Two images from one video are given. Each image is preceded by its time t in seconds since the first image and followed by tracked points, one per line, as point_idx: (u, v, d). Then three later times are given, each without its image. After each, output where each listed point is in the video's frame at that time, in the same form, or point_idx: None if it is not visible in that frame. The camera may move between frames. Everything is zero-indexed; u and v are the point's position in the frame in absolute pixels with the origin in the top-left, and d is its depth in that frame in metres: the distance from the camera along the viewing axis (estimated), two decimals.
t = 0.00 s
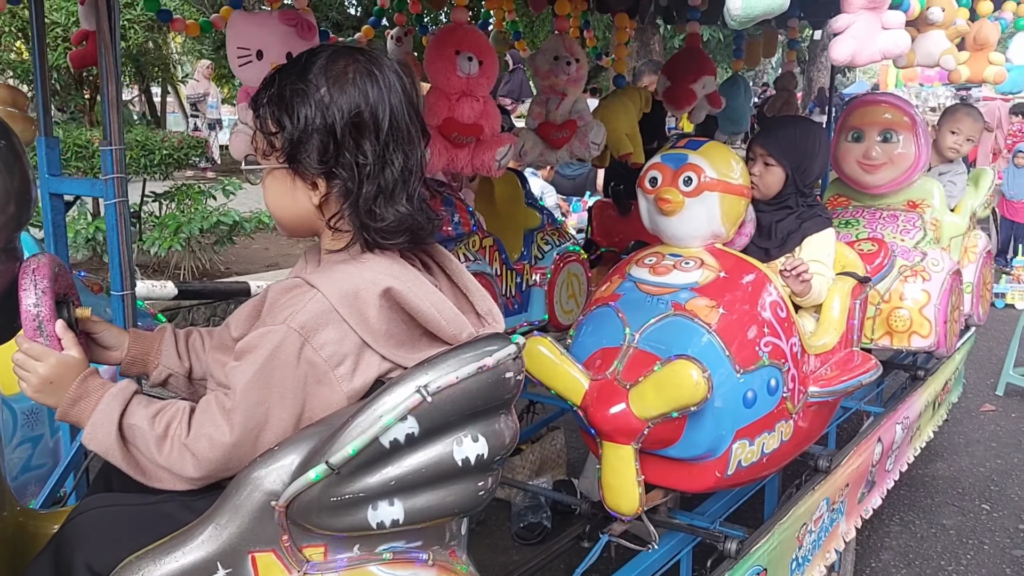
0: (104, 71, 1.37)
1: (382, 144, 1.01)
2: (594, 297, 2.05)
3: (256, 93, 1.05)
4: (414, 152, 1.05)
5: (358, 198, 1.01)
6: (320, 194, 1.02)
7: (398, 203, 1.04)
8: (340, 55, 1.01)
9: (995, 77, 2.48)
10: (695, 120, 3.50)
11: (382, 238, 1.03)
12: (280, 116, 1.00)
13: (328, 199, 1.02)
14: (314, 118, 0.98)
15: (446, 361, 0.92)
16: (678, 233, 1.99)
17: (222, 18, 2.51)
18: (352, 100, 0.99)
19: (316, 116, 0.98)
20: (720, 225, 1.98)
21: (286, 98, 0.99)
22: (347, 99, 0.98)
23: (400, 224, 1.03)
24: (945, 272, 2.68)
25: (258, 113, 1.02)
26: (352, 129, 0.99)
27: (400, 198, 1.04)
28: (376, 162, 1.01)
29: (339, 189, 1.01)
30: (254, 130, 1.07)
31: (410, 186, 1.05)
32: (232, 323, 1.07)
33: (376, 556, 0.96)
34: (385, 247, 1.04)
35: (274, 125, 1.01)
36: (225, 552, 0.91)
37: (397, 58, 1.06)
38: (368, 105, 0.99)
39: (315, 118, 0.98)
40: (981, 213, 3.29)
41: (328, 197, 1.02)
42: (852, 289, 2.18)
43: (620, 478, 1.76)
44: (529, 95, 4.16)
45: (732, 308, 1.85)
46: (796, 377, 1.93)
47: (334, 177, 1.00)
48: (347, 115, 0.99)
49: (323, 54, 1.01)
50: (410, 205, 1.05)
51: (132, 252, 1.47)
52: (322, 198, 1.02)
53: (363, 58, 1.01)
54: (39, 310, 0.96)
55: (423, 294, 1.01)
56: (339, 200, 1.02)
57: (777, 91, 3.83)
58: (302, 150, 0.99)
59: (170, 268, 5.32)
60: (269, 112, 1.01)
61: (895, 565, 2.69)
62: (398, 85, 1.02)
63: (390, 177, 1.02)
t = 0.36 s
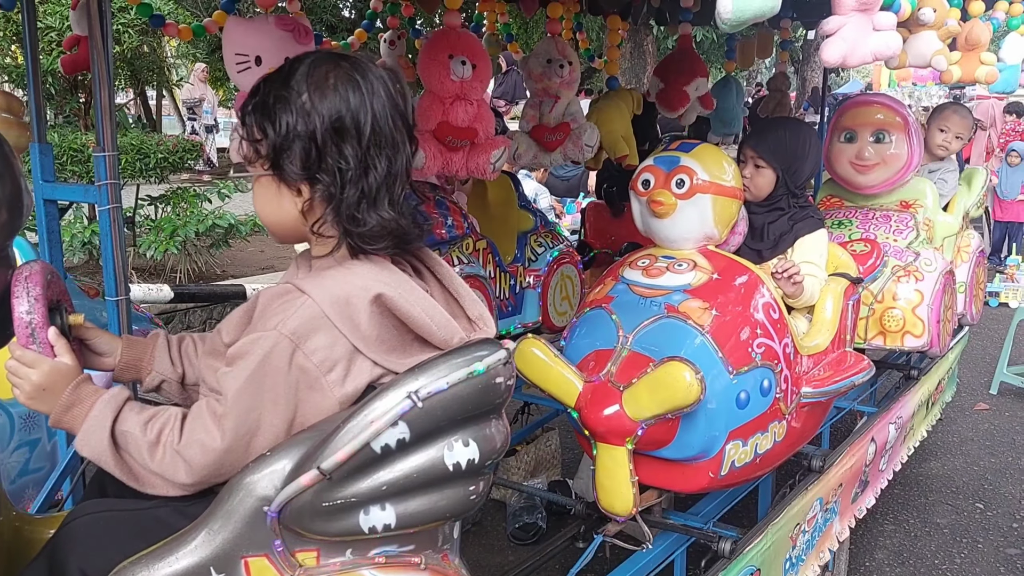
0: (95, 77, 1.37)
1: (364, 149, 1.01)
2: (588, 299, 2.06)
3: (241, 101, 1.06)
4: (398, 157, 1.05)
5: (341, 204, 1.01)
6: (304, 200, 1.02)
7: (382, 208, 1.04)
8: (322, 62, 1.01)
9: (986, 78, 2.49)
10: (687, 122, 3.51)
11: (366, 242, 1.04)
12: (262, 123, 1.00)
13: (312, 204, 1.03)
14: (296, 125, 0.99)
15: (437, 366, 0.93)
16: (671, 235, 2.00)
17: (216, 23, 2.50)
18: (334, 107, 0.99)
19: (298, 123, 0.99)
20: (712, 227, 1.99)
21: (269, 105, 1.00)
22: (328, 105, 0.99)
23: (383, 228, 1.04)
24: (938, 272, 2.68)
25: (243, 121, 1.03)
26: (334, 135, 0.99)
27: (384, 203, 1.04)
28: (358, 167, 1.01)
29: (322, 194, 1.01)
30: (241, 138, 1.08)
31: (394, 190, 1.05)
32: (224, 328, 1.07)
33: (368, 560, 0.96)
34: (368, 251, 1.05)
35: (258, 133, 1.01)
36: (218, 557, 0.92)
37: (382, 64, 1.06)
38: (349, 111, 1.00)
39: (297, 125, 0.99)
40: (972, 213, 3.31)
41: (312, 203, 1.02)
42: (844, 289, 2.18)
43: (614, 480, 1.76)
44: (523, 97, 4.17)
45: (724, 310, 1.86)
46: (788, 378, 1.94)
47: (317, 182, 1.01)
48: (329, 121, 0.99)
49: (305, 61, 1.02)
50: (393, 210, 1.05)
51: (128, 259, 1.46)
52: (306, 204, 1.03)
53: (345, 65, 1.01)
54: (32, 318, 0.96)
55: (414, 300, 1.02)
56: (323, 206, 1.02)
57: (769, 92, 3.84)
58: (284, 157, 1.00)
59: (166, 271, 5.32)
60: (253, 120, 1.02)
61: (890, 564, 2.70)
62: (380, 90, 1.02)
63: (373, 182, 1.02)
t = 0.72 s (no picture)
0: (94, 85, 1.37)
1: (359, 158, 1.01)
2: (586, 304, 2.06)
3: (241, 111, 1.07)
4: (395, 167, 1.04)
5: (336, 212, 1.01)
6: (300, 210, 1.03)
7: (377, 217, 1.03)
8: (321, 73, 1.02)
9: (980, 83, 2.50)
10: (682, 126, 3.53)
11: (360, 252, 1.03)
12: (260, 133, 1.01)
13: (308, 213, 1.03)
14: (292, 135, 0.99)
15: (437, 376, 0.93)
16: (668, 240, 2.00)
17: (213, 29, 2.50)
18: (330, 117, 0.99)
19: (295, 132, 0.99)
20: (709, 232, 1.99)
21: (267, 115, 1.01)
22: (323, 115, 0.99)
23: (378, 237, 1.03)
24: (934, 275, 2.70)
25: (242, 130, 1.04)
26: (329, 144, 0.99)
27: (379, 212, 1.03)
28: (353, 177, 1.00)
29: (317, 203, 1.01)
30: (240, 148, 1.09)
31: (390, 199, 1.05)
32: (223, 338, 1.07)
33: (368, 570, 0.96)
34: (364, 261, 1.04)
35: (255, 143, 1.02)
36: (218, 568, 0.92)
37: (381, 75, 1.06)
38: (346, 121, 1.00)
39: (294, 135, 0.99)
40: (967, 216, 3.32)
41: (308, 212, 1.02)
42: (840, 294, 2.20)
43: (612, 485, 1.76)
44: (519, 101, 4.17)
45: (721, 315, 1.86)
46: (786, 383, 1.94)
47: (312, 191, 1.00)
48: (325, 131, 0.99)
49: (304, 72, 1.02)
50: (389, 219, 1.04)
51: (126, 267, 1.46)
52: (302, 212, 1.02)
53: (343, 76, 1.01)
54: (32, 329, 0.96)
55: (413, 309, 1.02)
56: (318, 215, 1.02)
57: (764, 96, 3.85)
58: (280, 166, 1.00)
59: (162, 276, 5.31)
60: (251, 129, 1.02)
61: (888, 567, 2.70)
62: (378, 101, 1.02)
63: (368, 191, 1.02)
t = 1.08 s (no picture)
0: (91, 93, 1.36)
1: (356, 169, 1.01)
2: (583, 310, 2.06)
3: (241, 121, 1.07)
4: (392, 178, 1.04)
5: (332, 222, 1.01)
6: (297, 219, 1.03)
7: (374, 227, 1.03)
8: (319, 83, 1.02)
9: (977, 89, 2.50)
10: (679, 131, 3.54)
11: (357, 262, 1.03)
12: (258, 143, 1.01)
13: (305, 223, 1.03)
14: (290, 145, 0.99)
15: (436, 387, 0.93)
16: (665, 246, 2.01)
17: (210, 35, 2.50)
18: (328, 127, 0.99)
19: (293, 142, 0.99)
20: (707, 239, 2.00)
21: (265, 125, 1.01)
22: (321, 125, 0.99)
23: (374, 248, 1.03)
24: (930, 280, 2.70)
25: (241, 139, 1.04)
26: (327, 155, 1.00)
27: (376, 223, 1.03)
28: (350, 187, 1.01)
29: (314, 213, 1.01)
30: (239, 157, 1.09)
31: (387, 210, 1.04)
32: (222, 348, 1.07)
33: None
34: (360, 271, 1.04)
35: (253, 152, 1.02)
36: None
37: (381, 86, 1.06)
38: (343, 131, 1.00)
39: (292, 145, 0.99)
40: (964, 221, 3.34)
41: (305, 222, 1.03)
42: (838, 299, 2.21)
43: (610, 493, 1.76)
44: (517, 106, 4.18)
45: (719, 321, 1.86)
46: (783, 390, 1.95)
47: (309, 202, 1.01)
48: (323, 142, 0.99)
49: (302, 82, 1.03)
50: (386, 230, 1.04)
51: (123, 275, 1.46)
52: (299, 222, 1.03)
53: (342, 86, 1.02)
54: (30, 340, 0.97)
55: (412, 320, 1.02)
56: (315, 224, 1.02)
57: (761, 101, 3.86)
58: (277, 176, 1.00)
59: (159, 281, 5.31)
60: (249, 139, 1.03)
61: (885, 571, 2.70)
62: (377, 111, 1.02)
63: (365, 202, 1.02)
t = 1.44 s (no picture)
0: (76, 100, 1.36)
1: (349, 176, 1.01)
2: (575, 316, 2.07)
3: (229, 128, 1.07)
4: (384, 184, 1.05)
5: (326, 231, 1.01)
6: (290, 228, 1.03)
7: (367, 235, 1.04)
8: (309, 89, 1.02)
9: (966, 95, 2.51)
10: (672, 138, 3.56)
11: (351, 269, 1.03)
12: (248, 152, 1.01)
13: (297, 231, 1.03)
14: (281, 153, 0.99)
15: (430, 393, 0.93)
16: (658, 251, 2.01)
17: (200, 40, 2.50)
18: (320, 134, 0.99)
19: (284, 150, 0.99)
20: (699, 244, 2.00)
21: (255, 132, 1.01)
22: (313, 132, 0.99)
23: (367, 256, 1.04)
24: (921, 284, 2.72)
25: (230, 147, 1.04)
26: (320, 162, 1.00)
27: (369, 230, 1.04)
28: (344, 195, 1.01)
29: (307, 221, 1.01)
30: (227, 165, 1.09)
31: (379, 217, 1.05)
32: (214, 356, 1.07)
33: None
34: (354, 278, 1.04)
35: (244, 160, 1.02)
36: None
37: (370, 91, 1.07)
38: (335, 138, 1.00)
39: (283, 153, 0.99)
40: (955, 226, 3.36)
41: (297, 230, 1.03)
42: (829, 304, 2.21)
43: (605, 498, 1.76)
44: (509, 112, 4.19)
45: (711, 326, 1.87)
46: (775, 394, 1.95)
47: (302, 210, 1.01)
48: (315, 149, 0.99)
49: (291, 89, 1.02)
50: (379, 237, 1.04)
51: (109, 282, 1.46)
52: (292, 230, 1.03)
53: (332, 92, 1.02)
54: (20, 347, 0.97)
55: (405, 328, 1.02)
56: (309, 233, 1.02)
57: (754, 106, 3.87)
58: (269, 185, 1.00)
59: (151, 286, 5.30)
60: (239, 147, 1.02)
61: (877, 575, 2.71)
62: (367, 118, 1.02)
63: (358, 209, 1.02)
